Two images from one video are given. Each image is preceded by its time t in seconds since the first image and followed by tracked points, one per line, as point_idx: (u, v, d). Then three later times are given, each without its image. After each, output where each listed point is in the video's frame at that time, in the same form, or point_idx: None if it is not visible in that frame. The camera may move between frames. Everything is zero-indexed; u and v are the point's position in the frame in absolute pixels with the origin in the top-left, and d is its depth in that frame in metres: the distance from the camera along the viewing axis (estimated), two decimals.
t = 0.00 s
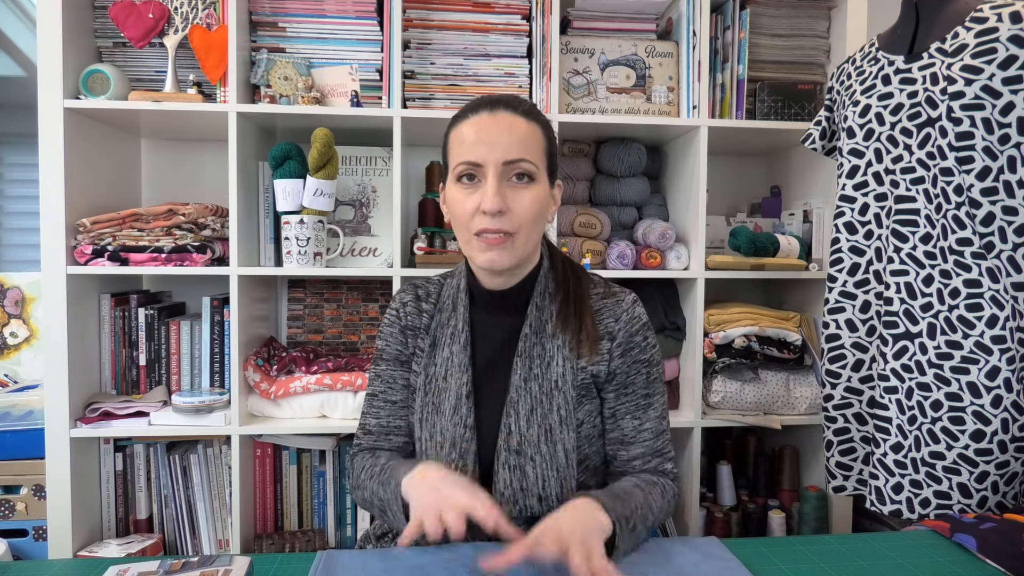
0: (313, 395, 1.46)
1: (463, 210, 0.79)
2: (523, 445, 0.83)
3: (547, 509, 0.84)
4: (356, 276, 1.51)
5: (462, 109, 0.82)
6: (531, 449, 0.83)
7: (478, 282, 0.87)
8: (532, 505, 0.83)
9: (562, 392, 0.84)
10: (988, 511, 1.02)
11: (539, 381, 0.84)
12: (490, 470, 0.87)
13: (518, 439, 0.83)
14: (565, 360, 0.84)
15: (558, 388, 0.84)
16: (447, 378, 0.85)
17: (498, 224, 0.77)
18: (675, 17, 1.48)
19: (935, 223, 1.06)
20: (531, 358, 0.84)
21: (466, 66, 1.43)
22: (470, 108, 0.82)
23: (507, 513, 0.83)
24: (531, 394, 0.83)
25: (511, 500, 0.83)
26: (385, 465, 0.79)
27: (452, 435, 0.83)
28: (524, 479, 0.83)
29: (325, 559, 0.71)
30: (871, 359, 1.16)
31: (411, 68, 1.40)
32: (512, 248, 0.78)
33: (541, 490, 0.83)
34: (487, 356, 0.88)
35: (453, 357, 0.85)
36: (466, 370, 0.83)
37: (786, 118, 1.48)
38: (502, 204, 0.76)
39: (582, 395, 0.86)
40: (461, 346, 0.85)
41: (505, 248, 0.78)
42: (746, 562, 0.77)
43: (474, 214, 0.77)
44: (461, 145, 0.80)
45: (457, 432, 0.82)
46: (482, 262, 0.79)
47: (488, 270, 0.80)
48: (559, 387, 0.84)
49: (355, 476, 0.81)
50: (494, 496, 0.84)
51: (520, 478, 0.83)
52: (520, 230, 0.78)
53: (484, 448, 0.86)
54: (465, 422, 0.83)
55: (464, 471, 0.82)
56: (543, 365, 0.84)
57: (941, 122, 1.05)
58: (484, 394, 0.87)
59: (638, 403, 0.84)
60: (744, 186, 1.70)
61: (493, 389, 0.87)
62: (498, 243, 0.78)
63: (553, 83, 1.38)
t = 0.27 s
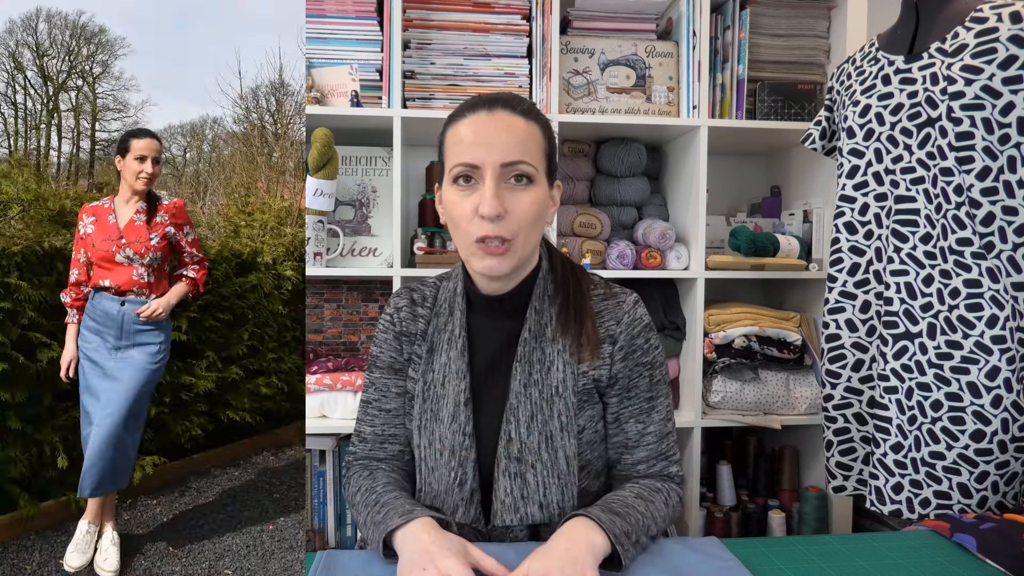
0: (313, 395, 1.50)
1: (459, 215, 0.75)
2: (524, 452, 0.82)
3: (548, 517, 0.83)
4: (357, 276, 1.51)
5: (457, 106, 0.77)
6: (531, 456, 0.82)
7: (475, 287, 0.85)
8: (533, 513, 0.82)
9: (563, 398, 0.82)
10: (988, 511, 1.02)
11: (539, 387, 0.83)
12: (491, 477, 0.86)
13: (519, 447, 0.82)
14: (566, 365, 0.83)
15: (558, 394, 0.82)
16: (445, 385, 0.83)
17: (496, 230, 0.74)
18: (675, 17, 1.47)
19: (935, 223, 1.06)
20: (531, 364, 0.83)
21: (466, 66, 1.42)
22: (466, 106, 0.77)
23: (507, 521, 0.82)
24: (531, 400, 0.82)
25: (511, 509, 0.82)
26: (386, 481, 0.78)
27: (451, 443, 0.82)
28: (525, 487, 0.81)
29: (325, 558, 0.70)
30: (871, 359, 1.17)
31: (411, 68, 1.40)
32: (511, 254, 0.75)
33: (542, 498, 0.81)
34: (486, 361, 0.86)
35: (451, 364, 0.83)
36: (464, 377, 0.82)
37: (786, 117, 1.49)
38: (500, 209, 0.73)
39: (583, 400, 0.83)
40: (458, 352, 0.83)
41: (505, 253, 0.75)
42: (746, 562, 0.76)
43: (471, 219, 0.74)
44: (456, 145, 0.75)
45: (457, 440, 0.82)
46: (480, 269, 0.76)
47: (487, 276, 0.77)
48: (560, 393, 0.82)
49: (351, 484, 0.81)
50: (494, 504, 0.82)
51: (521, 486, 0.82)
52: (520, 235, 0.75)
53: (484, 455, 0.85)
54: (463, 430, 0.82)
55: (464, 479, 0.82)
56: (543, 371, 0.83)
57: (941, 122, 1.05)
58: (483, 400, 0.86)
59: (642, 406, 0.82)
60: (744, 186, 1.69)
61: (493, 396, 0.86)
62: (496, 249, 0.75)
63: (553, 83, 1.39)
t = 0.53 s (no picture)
0: (314, 395, 1.62)
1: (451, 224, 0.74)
2: (528, 458, 0.82)
3: (553, 524, 0.83)
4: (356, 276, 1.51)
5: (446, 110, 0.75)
6: (536, 463, 0.82)
7: (474, 292, 0.85)
8: (538, 522, 0.82)
9: (567, 404, 0.82)
10: (987, 511, 1.02)
11: (542, 393, 0.83)
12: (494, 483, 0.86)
13: (524, 455, 0.82)
14: (570, 371, 0.83)
15: (563, 401, 0.82)
16: (447, 391, 0.83)
17: (489, 239, 0.73)
18: (675, 17, 1.47)
19: (935, 223, 1.06)
20: (534, 370, 0.83)
21: (466, 66, 1.42)
22: (454, 110, 0.74)
23: (512, 529, 0.82)
24: (535, 406, 0.82)
25: (515, 518, 0.82)
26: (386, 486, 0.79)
27: (455, 451, 0.82)
28: (529, 496, 0.82)
29: (324, 558, 0.70)
30: (871, 359, 1.17)
31: (411, 67, 1.40)
32: (506, 262, 0.74)
33: (547, 507, 0.82)
34: (488, 366, 0.86)
35: (453, 369, 0.83)
36: (466, 383, 0.82)
37: (786, 117, 1.49)
38: (491, 219, 0.72)
39: (588, 406, 0.83)
40: (460, 358, 0.83)
41: (499, 262, 0.74)
42: (746, 562, 0.76)
43: (464, 229, 0.73)
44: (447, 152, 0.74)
45: (460, 447, 0.82)
46: (475, 278, 0.76)
47: (482, 284, 0.77)
48: (564, 399, 0.82)
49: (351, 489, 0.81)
50: (499, 513, 0.82)
51: (525, 495, 0.82)
52: (513, 244, 0.74)
53: (487, 461, 0.86)
54: (466, 436, 0.82)
55: (467, 488, 0.82)
56: (547, 377, 0.83)
57: (941, 122, 1.04)
58: (485, 405, 0.86)
59: (647, 412, 0.80)
60: (744, 185, 1.65)
61: (496, 401, 0.86)
62: (491, 258, 0.74)
63: (553, 83, 1.40)
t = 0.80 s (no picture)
0: (313, 395, 1.50)
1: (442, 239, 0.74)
2: (546, 452, 0.82)
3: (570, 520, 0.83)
4: (354, 276, 1.50)
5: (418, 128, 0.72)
6: (553, 459, 0.82)
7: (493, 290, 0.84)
8: (555, 518, 0.81)
9: (585, 400, 0.82)
10: (988, 511, 1.02)
11: (560, 389, 0.82)
12: (511, 479, 0.86)
13: (541, 450, 0.82)
14: (587, 367, 0.82)
15: (580, 396, 0.82)
16: (465, 388, 0.83)
17: (479, 252, 0.73)
18: (676, 17, 1.47)
19: (935, 223, 1.06)
20: (552, 365, 0.83)
21: (466, 66, 1.42)
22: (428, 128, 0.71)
23: (529, 524, 0.82)
24: (552, 402, 0.82)
25: (532, 513, 0.81)
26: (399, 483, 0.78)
27: (472, 446, 0.82)
28: (546, 491, 0.82)
29: (325, 559, 0.70)
30: (871, 359, 1.17)
31: (411, 68, 1.40)
32: (502, 270, 0.75)
33: (564, 503, 0.81)
34: (506, 363, 0.86)
35: (472, 366, 0.83)
36: (484, 380, 0.82)
37: (786, 117, 1.49)
38: (477, 235, 0.71)
39: (606, 402, 0.83)
40: (479, 354, 0.83)
41: (497, 269, 0.74)
42: (747, 562, 0.76)
43: (453, 245, 0.73)
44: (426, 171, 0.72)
45: (478, 442, 0.82)
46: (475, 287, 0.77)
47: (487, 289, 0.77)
48: (581, 395, 0.82)
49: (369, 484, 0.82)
50: (515, 508, 0.82)
51: (542, 490, 0.82)
52: (507, 252, 0.74)
53: (505, 457, 0.86)
54: (485, 432, 0.82)
55: (484, 483, 0.82)
56: (565, 373, 0.83)
57: (941, 122, 1.04)
58: (503, 401, 0.86)
59: (660, 410, 0.79)
60: (744, 185, 1.62)
61: (514, 397, 0.86)
62: (486, 267, 0.74)
63: (553, 83, 1.40)
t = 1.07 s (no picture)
0: (313, 395, 1.50)
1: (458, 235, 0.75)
2: (544, 441, 0.81)
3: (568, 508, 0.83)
4: (355, 276, 1.50)
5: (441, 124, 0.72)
6: (551, 446, 0.81)
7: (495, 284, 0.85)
8: (554, 505, 0.81)
9: (583, 390, 0.82)
10: (988, 511, 1.02)
11: (560, 379, 0.83)
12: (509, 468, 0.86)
13: (540, 438, 0.82)
14: (585, 358, 0.83)
15: (579, 386, 0.82)
16: (466, 377, 0.83)
17: (495, 249, 0.74)
18: (676, 17, 1.47)
19: (935, 223, 1.06)
20: (552, 357, 0.83)
21: (466, 66, 1.42)
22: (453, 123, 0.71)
23: (525, 510, 0.82)
24: (552, 391, 0.82)
25: (530, 500, 0.82)
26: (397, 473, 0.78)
27: (472, 434, 0.81)
28: (545, 478, 0.81)
29: (325, 559, 0.70)
30: (871, 359, 1.17)
31: (411, 67, 1.40)
32: (515, 267, 0.75)
33: (562, 490, 0.81)
34: (508, 354, 0.87)
35: (474, 356, 0.83)
36: (486, 370, 0.82)
37: (786, 117, 1.49)
38: (495, 232, 0.72)
39: (603, 394, 0.83)
40: (481, 345, 0.83)
41: (509, 267, 0.75)
42: (747, 562, 0.76)
43: (469, 243, 0.73)
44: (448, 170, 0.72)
45: (478, 431, 0.82)
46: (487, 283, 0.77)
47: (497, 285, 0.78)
48: (580, 385, 0.82)
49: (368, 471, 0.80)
50: (513, 496, 0.82)
51: (541, 477, 0.82)
52: (519, 252, 0.74)
53: (504, 446, 0.86)
54: (485, 421, 0.82)
55: (482, 470, 0.82)
56: (564, 364, 0.83)
57: (941, 122, 1.04)
58: (504, 391, 0.86)
59: (655, 402, 0.79)
60: (744, 185, 1.62)
61: (514, 388, 0.86)
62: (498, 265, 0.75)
63: (553, 83, 1.40)
